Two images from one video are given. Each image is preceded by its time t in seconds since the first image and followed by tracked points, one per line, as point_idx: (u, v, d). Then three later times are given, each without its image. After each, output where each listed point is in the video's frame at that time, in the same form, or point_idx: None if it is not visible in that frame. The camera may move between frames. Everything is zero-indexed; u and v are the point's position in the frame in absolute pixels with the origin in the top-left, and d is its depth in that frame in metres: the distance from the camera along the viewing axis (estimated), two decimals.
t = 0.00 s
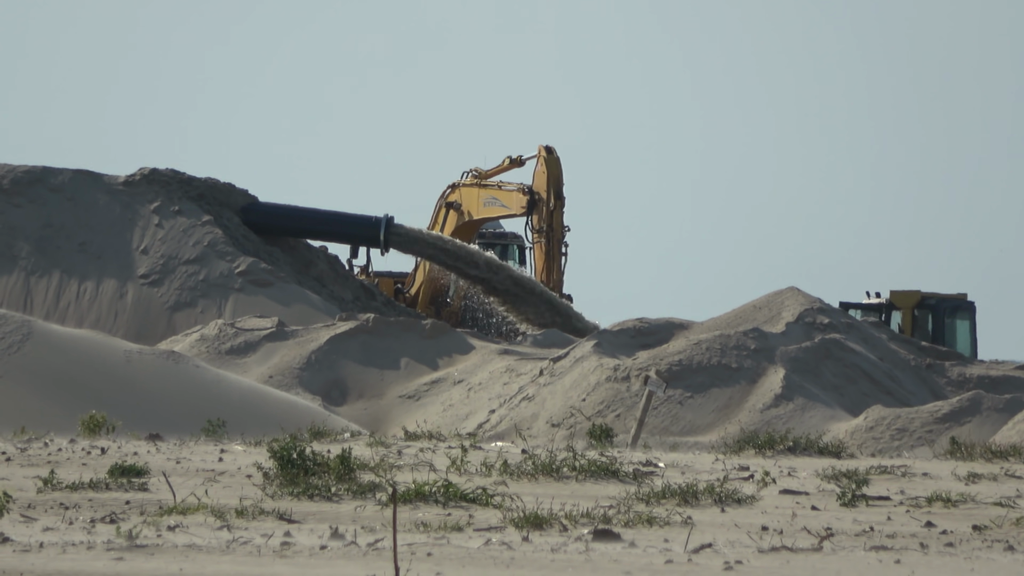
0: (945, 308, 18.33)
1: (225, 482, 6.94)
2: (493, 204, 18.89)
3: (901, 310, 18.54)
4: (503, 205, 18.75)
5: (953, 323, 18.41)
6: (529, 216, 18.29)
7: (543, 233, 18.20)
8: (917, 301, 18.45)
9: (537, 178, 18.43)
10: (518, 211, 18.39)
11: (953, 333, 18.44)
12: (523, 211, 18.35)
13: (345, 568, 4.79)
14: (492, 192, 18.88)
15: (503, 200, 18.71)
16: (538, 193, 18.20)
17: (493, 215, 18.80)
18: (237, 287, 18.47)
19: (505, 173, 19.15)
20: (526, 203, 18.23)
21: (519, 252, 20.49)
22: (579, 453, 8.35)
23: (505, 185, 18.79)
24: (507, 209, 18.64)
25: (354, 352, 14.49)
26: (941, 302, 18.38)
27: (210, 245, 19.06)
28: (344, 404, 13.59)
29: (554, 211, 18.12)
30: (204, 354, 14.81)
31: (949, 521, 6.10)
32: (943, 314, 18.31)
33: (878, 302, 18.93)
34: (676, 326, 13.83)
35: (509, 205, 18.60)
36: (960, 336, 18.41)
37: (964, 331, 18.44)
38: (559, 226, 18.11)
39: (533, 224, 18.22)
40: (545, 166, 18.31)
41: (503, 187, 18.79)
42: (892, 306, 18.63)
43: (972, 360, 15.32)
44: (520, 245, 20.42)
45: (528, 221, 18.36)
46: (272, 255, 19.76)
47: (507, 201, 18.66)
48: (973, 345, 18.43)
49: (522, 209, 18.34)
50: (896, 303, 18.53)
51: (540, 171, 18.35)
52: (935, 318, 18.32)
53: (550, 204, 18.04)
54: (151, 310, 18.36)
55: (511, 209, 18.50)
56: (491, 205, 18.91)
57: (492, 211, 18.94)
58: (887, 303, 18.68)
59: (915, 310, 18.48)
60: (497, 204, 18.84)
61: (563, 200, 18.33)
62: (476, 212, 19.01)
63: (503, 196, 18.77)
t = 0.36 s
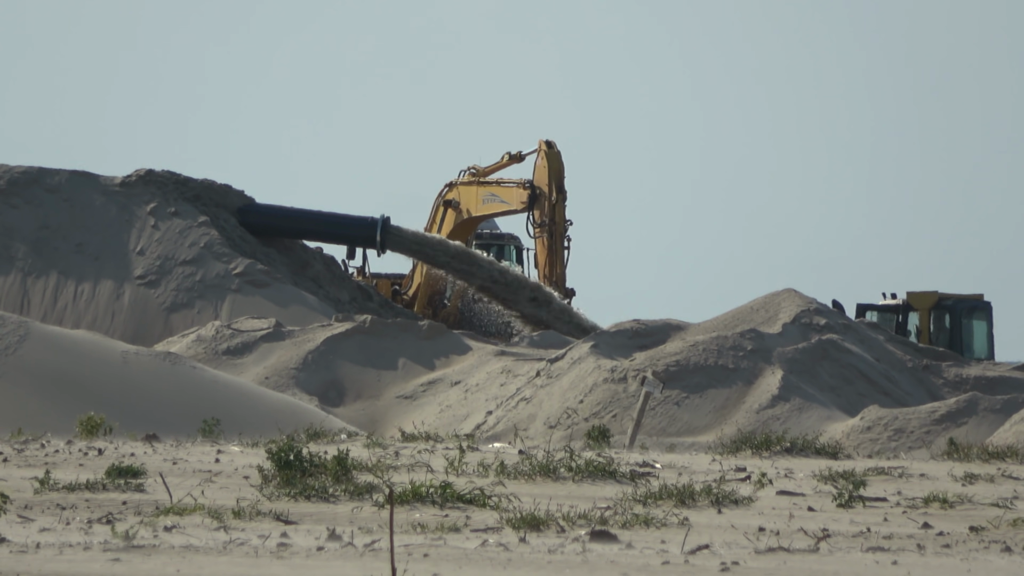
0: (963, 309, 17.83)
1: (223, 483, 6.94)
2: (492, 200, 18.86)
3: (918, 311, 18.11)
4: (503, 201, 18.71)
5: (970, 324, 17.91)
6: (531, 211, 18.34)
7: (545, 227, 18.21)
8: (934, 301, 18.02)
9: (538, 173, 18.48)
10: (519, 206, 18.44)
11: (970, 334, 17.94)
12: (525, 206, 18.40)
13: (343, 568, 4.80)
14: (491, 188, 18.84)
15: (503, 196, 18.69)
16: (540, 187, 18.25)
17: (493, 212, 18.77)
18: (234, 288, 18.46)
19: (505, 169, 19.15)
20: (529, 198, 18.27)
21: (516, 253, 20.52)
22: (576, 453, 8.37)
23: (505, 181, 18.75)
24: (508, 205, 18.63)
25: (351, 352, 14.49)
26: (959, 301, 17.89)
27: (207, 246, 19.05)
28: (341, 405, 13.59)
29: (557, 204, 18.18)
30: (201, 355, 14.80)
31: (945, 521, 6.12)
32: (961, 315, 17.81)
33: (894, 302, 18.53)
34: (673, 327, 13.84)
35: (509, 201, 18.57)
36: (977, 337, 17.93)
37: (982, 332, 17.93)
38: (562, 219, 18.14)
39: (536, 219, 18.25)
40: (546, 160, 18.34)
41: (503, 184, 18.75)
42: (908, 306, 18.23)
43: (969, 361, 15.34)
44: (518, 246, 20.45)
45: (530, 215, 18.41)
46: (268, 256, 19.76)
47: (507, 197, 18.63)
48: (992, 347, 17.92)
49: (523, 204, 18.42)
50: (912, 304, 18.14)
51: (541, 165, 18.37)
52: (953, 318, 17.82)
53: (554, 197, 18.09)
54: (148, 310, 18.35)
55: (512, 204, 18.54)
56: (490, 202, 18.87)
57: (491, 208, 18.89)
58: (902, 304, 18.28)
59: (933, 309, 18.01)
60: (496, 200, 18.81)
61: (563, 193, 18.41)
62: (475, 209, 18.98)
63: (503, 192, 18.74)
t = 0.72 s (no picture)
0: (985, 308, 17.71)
1: (224, 483, 6.94)
2: (502, 196, 18.83)
3: (941, 311, 18.03)
4: (514, 197, 18.68)
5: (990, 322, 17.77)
6: (544, 206, 18.29)
7: (560, 222, 18.16)
8: (955, 301, 17.95)
9: (551, 168, 18.46)
10: (533, 203, 18.42)
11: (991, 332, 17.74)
12: (538, 202, 18.35)
13: (345, 568, 4.80)
14: (501, 185, 18.80)
15: (515, 193, 18.67)
16: (554, 182, 18.24)
17: (503, 209, 18.80)
18: (235, 288, 18.46)
19: (515, 165, 19.14)
20: (543, 193, 18.24)
21: (517, 252, 20.50)
22: (577, 453, 8.37)
23: (515, 177, 18.70)
24: (520, 201, 18.66)
25: (351, 352, 14.49)
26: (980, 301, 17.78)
27: (207, 246, 19.05)
28: (341, 404, 13.59)
29: (573, 199, 18.18)
30: (202, 354, 14.80)
31: (947, 521, 6.12)
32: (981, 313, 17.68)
33: (916, 302, 18.39)
34: (674, 327, 13.84)
35: (521, 197, 18.56)
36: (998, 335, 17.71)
37: (1003, 330, 17.72)
38: (578, 214, 18.13)
39: (550, 214, 18.20)
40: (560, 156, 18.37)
41: (514, 180, 18.69)
42: (931, 306, 18.13)
43: (970, 361, 15.33)
44: (519, 245, 20.45)
45: (543, 211, 18.34)
46: (269, 256, 19.75)
47: (519, 192, 18.60)
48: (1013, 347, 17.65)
49: (536, 199, 18.40)
50: (934, 304, 18.07)
51: (555, 160, 18.37)
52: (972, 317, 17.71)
53: (570, 191, 18.08)
54: (148, 310, 18.35)
55: (525, 199, 18.52)
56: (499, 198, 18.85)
57: (501, 205, 18.89)
58: (924, 303, 18.18)
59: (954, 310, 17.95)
60: (507, 196, 18.79)
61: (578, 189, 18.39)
62: (483, 207, 19.02)
63: (514, 188, 18.70)
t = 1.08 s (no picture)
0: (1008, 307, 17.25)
1: (224, 483, 6.94)
2: (513, 196, 18.81)
3: (962, 309, 17.53)
4: (526, 197, 18.67)
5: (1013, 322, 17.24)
6: (561, 207, 18.26)
7: (577, 223, 18.10)
8: (978, 300, 17.39)
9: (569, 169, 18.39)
10: (547, 203, 18.42)
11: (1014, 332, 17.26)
12: (553, 202, 18.36)
13: (344, 568, 4.79)
14: (512, 185, 18.78)
15: (527, 193, 18.63)
16: (571, 184, 18.18)
17: (515, 209, 18.74)
18: (235, 287, 18.47)
19: (525, 166, 19.13)
20: (559, 195, 18.20)
21: (519, 252, 20.60)
22: (576, 453, 8.34)
23: (527, 177, 18.67)
24: (533, 201, 18.61)
25: (351, 352, 14.48)
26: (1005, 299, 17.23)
27: (207, 246, 19.05)
28: (341, 404, 13.60)
29: (590, 201, 18.13)
30: (202, 354, 14.79)
31: (946, 521, 6.11)
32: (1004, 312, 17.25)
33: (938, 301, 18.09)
34: (674, 326, 13.84)
35: (533, 197, 18.55)
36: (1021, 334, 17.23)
37: None
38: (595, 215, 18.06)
39: (567, 215, 18.16)
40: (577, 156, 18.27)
41: (526, 180, 18.66)
42: (953, 305, 17.70)
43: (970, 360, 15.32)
44: (521, 245, 20.54)
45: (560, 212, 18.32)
46: (269, 255, 19.75)
47: (531, 193, 18.58)
48: None
49: (550, 200, 18.39)
50: (956, 302, 17.60)
51: (572, 161, 18.29)
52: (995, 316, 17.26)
53: (586, 193, 18.02)
54: (148, 310, 18.36)
55: (539, 200, 18.51)
56: (509, 198, 18.83)
57: (511, 205, 18.88)
58: (947, 302, 17.78)
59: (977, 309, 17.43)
60: (518, 196, 18.77)
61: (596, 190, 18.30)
62: (493, 208, 18.97)
63: (527, 189, 18.66)
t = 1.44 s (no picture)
0: None
1: (222, 482, 6.94)
2: (520, 195, 18.78)
3: (983, 309, 17.59)
4: (533, 197, 18.64)
5: None
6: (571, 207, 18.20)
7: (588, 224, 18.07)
8: (998, 299, 17.42)
9: (580, 168, 18.32)
10: (555, 203, 18.40)
11: None
12: (562, 202, 18.32)
13: (342, 567, 4.79)
14: (518, 184, 18.75)
15: (535, 192, 18.59)
16: (583, 184, 18.12)
17: (522, 207, 18.71)
18: (233, 286, 18.46)
19: (531, 166, 19.12)
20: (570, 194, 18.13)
21: (518, 251, 20.63)
22: (574, 452, 8.34)
23: (534, 176, 18.64)
24: (541, 200, 18.59)
25: (349, 351, 14.48)
26: None
27: (205, 245, 19.04)
28: (339, 404, 13.61)
29: (602, 202, 18.13)
30: (199, 354, 14.78)
31: (944, 520, 6.11)
32: None
33: (960, 301, 18.02)
34: (672, 326, 13.85)
35: (542, 197, 18.54)
36: None
37: None
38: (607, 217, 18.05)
39: (578, 215, 18.11)
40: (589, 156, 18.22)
41: (534, 179, 18.62)
42: (974, 304, 17.73)
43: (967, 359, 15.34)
44: (520, 244, 20.56)
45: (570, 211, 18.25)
46: (267, 254, 19.74)
47: (540, 192, 18.56)
48: None
49: (560, 199, 18.38)
50: (977, 302, 17.65)
51: (583, 161, 18.23)
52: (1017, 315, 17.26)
53: (599, 194, 18.01)
54: (146, 309, 18.35)
55: (548, 199, 18.49)
56: (515, 198, 18.81)
57: (517, 205, 18.86)
58: (967, 302, 17.80)
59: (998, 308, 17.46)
60: (525, 196, 18.74)
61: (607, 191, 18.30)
62: (498, 206, 18.97)
63: (535, 188, 18.63)
